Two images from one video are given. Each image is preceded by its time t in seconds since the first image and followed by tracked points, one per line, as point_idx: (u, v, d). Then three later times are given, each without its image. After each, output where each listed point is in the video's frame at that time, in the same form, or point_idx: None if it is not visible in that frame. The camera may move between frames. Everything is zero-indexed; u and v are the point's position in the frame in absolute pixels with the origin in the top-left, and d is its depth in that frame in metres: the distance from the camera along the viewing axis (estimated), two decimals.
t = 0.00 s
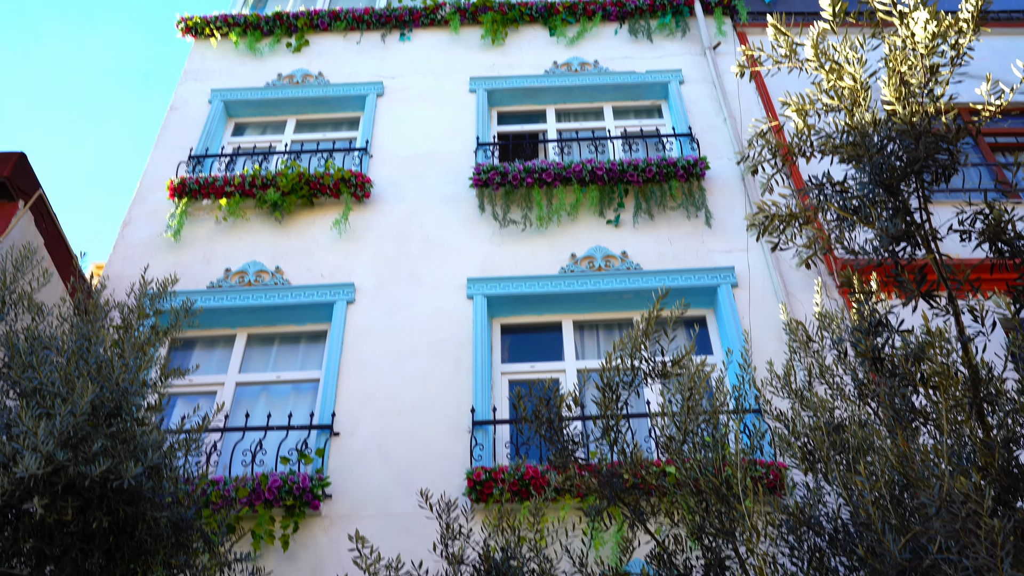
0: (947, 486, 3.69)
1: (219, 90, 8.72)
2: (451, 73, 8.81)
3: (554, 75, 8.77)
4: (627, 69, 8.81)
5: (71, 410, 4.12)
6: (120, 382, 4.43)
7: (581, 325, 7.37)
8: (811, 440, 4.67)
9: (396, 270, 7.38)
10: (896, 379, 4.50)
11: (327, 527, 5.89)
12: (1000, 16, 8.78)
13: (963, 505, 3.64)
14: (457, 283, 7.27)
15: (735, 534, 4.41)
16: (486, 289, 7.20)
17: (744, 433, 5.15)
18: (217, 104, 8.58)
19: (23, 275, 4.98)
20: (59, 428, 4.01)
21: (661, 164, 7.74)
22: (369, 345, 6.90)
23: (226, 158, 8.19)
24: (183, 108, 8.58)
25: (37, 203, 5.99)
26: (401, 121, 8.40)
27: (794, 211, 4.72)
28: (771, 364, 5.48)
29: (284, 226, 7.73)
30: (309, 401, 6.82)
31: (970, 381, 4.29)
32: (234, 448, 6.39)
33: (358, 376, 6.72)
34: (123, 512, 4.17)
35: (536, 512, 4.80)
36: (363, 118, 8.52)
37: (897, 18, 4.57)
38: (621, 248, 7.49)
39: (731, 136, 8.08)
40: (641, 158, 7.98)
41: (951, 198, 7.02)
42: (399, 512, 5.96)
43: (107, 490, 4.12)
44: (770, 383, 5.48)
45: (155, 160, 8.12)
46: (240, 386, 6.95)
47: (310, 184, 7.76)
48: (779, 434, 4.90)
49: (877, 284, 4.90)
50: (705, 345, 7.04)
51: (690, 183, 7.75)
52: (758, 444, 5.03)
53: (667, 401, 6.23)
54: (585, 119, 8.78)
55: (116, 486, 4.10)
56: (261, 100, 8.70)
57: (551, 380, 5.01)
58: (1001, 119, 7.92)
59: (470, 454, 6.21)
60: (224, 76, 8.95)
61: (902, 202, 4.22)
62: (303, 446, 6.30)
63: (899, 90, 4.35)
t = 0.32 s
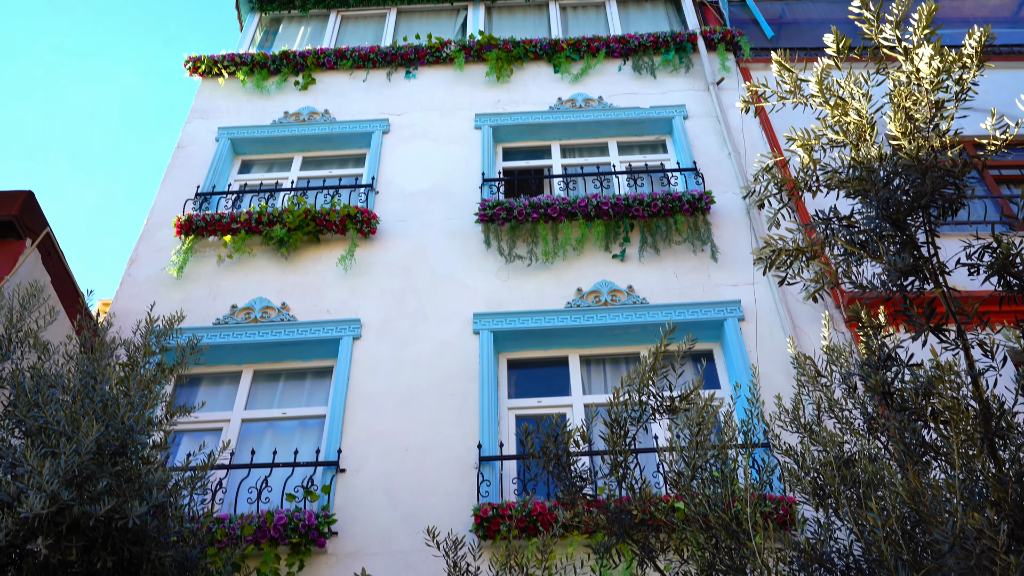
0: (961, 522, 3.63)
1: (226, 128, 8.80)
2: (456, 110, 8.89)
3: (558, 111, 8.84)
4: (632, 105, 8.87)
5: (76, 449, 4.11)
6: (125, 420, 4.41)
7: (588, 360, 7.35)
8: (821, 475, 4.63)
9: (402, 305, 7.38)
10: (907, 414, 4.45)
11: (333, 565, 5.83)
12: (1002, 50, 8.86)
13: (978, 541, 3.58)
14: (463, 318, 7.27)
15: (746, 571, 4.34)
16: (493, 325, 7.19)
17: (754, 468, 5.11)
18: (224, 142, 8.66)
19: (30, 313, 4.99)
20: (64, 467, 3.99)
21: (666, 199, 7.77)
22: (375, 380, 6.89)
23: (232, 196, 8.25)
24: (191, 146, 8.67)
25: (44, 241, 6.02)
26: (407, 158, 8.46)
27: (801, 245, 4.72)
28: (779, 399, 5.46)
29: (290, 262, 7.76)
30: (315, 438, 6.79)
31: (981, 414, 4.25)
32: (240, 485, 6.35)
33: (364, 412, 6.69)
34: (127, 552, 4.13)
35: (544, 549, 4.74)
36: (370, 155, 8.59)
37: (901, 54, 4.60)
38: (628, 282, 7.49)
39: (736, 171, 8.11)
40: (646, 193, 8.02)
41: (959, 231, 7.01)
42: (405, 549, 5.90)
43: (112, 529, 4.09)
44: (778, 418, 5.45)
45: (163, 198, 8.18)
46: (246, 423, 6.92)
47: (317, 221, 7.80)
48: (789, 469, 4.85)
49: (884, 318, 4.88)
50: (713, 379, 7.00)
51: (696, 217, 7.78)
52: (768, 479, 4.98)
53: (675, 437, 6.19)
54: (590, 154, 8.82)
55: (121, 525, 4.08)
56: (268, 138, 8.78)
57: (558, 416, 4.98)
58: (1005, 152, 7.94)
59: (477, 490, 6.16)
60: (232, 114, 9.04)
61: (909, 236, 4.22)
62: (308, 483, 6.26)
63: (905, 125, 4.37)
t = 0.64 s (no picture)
0: (965, 542, 3.64)
1: (231, 149, 8.86)
2: (460, 130, 8.94)
3: (562, 130, 8.86)
4: (635, 124, 8.89)
5: (78, 471, 4.11)
6: (128, 442, 4.41)
7: (592, 379, 7.34)
8: (826, 494, 4.67)
9: (406, 325, 7.40)
10: (911, 433, 4.43)
11: None
12: (1004, 69, 8.88)
13: (982, 562, 3.60)
14: (467, 338, 7.27)
15: None
16: (497, 344, 7.20)
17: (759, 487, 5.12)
18: (229, 163, 8.71)
19: (34, 334, 5.01)
20: (67, 489, 3.99)
21: (670, 218, 7.78)
22: (379, 400, 6.90)
23: (237, 217, 8.28)
24: (196, 167, 8.72)
25: (49, 262, 6.06)
26: (411, 178, 8.50)
27: (803, 264, 4.72)
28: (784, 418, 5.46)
29: (294, 282, 7.78)
30: (318, 458, 6.78)
31: (985, 431, 4.23)
32: (243, 505, 6.35)
33: (368, 432, 6.69)
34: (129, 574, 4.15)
35: (548, 570, 4.72)
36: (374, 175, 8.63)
37: (903, 74, 4.62)
38: (631, 301, 7.50)
39: (740, 190, 8.12)
40: (649, 212, 8.03)
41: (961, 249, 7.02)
42: (409, 570, 5.88)
43: (114, 551, 4.11)
44: (783, 437, 5.46)
45: (168, 218, 8.23)
46: (250, 443, 6.92)
47: (321, 241, 7.83)
48: (794, 489, 4.86)
49: (888, 335, 4.88)
50: (717, 398, 6.98)
51: (699, 236, 7.79)
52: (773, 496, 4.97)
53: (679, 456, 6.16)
54: (594, 173, 8.83)
55: (123, 547, 4.10)
56: (272, 159, 8.83)
57: (562, 436, 4.98)
58: (1009, 170, 7.94)
59: (481, 510, 6.15)
60: (236, 135, 9.10)
61: (911, 255, 4.20)
62: (312, 503, 6.25)
63: (907, 144, 4.38)
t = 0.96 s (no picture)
0: (962, 549, 3.66)
1: (231, 159, 8.88)
2: (459, 139, 8.96)
3: (561, 139, 8.85)
4: (634, 133, 8.90)
5: (76, 482, 4.11)
6: (125, 452, 4.41)
7: (591, 387, 7.34)
8: (824, 502, 4.73)
9: (405, 334, 7.41)
10: (908, 441, 4.43)
11: None
12: (1001, 77, 8.90)
13: (979, 569, 3.62)
14: (466, 347, 7.28)
15: None
16: (495, 353, 7.20)
17: (758, 496, 5.14)
18: (228, 173, 8.73)
19: (33, 344, 5.02)
20: (65, 499, 4.00)
21: (669, 227, 7.79)
22: (378, 409, 6.91)
23: (236, 227, 8.30)
24: (196, 177, 8.74)
25: (48, 272, 6.08)
26: (410, 187, 8.52)
27: (800, 272, 4.72)
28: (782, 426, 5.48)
29: (294, 292, 7.80)
30: (318, 467, 6.79)
31: (981, 439, 4.23)
32: (242, 515, 6.34)
33: (367, 441, 6.70)
34: None
35: None
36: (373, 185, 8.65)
37: (896, 83, 4.63)
38: (630, 309, 7.50)
39: (738, 198, 8.13)
40: (648, 221, 8.04)
41: (958, 257, 7.04)
42: None
43: (111, 562, 4.12)
44: (782, 446, 5.51)
45: (168, 229, 8.24)
46: (249, 453, 6.92)
47: (320, 250, 7.85)
48: (792, 498, 4.91)
49: (885, 343, 4.87)
50: (716, 405, 6.98)
51: (698, 244, 7.80)
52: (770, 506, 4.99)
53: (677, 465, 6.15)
54: (593, 182, 8.82)
55: (120, 558, 4.10)
56: (272, 169, 8.84)
57: (560, 445, 4.98)
58: (1006, 178, 7.96)
59: (480, 519, 6.15)
60: (236, 145, 9.13)
61: (907, 263, 4.20)
62: (311, 512, 6.26)
63: (900, 152, 4.39)
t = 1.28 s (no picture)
0: (956, 551, 3.68)
1: (228, 162, 8.89)
2: (457, 142, 8.96)
3: (559, 142, 8.82)
4: (631, 135, 8.87)
5: (70, 485, 4.12)
6: (120, 455, 4.41)
7: (589, 390, 7.34)
8: (820, 504, 4.77)
9: (402, 337, 7.42)
10: (902, 441, 4.44)
11: None
12: (999, 79, 8.90)
13: (972, 571, 3.63)
14: (463, 350, 7.29)
15: None
16: (493, 356, 7.22)
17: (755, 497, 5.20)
18: (226, 176, 8.74)
19: (29, 348, 5.03)
20: (59, 503, 4.01)
21: (666, 229, 7.78)
22: (376, 413, 6.94)
23: (234, 230, 8.30)
24: (194, 180, 8.75)
25: (45, 276, 6.10)
26: (408, 189, 8.53)
27: (795, 273, 4.71)
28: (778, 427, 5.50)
29: (291, 294, 7.80)
30: (315, 470, 6.80)
31: (974, 438, 4.25)
32: (239, 518, 6.35)
33: (365, 444, 6.75)
34: None
35: None
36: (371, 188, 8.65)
37: (888, 85, 4.64)
38: (628, 311, 7.50)
39: (736, 200, 8.13)
40: (646, 223, 8.03)
41: (953, 259, 7.06)
42: None
43: (106, 565, 4.14)
44: (778, 447, 5.54)
45: (165, 232, 8.25)
46: (246, 456, 6.93)
47: (318, 253, 7.85)
48: (787, 498, 4.96)
49: (881, 344, 4.87)
50: (712, 407, 7.00)
51: (696, 246, 7.81)
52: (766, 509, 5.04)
53: (673, 467, 6.13)
54: (591, 185, 8.79)
55: (115, 561, 4.12)
56: (270, 172, 8.85)
57: (555, 447, 4.98)
58: (1003, 179, 7.96)
59: (477, 521, 6.20)
60: (234, 148, 9.14)
61: (900, 265, 4.20)
62: (308, 515, 6.30)
63: (892, 154, 4.34)
